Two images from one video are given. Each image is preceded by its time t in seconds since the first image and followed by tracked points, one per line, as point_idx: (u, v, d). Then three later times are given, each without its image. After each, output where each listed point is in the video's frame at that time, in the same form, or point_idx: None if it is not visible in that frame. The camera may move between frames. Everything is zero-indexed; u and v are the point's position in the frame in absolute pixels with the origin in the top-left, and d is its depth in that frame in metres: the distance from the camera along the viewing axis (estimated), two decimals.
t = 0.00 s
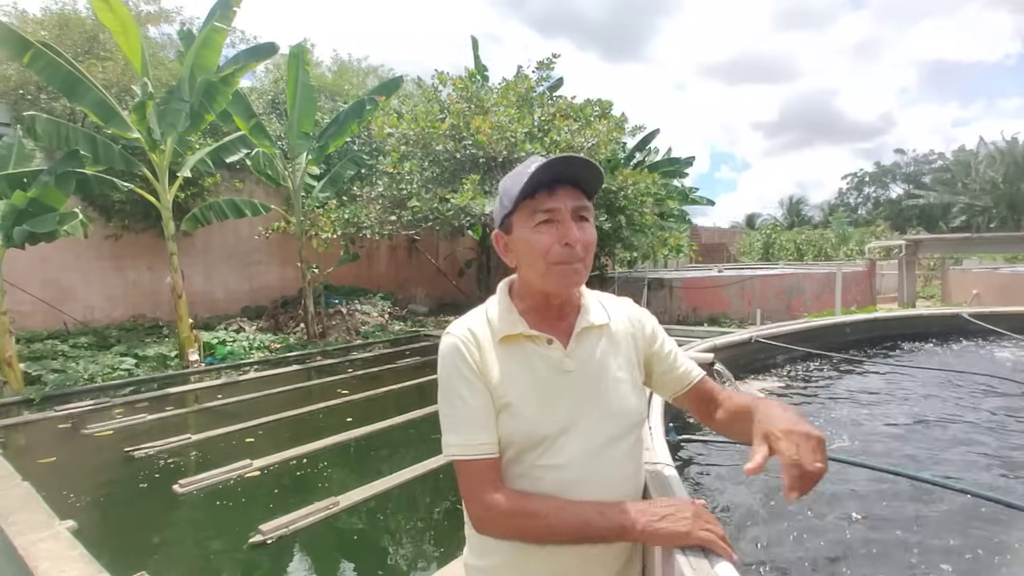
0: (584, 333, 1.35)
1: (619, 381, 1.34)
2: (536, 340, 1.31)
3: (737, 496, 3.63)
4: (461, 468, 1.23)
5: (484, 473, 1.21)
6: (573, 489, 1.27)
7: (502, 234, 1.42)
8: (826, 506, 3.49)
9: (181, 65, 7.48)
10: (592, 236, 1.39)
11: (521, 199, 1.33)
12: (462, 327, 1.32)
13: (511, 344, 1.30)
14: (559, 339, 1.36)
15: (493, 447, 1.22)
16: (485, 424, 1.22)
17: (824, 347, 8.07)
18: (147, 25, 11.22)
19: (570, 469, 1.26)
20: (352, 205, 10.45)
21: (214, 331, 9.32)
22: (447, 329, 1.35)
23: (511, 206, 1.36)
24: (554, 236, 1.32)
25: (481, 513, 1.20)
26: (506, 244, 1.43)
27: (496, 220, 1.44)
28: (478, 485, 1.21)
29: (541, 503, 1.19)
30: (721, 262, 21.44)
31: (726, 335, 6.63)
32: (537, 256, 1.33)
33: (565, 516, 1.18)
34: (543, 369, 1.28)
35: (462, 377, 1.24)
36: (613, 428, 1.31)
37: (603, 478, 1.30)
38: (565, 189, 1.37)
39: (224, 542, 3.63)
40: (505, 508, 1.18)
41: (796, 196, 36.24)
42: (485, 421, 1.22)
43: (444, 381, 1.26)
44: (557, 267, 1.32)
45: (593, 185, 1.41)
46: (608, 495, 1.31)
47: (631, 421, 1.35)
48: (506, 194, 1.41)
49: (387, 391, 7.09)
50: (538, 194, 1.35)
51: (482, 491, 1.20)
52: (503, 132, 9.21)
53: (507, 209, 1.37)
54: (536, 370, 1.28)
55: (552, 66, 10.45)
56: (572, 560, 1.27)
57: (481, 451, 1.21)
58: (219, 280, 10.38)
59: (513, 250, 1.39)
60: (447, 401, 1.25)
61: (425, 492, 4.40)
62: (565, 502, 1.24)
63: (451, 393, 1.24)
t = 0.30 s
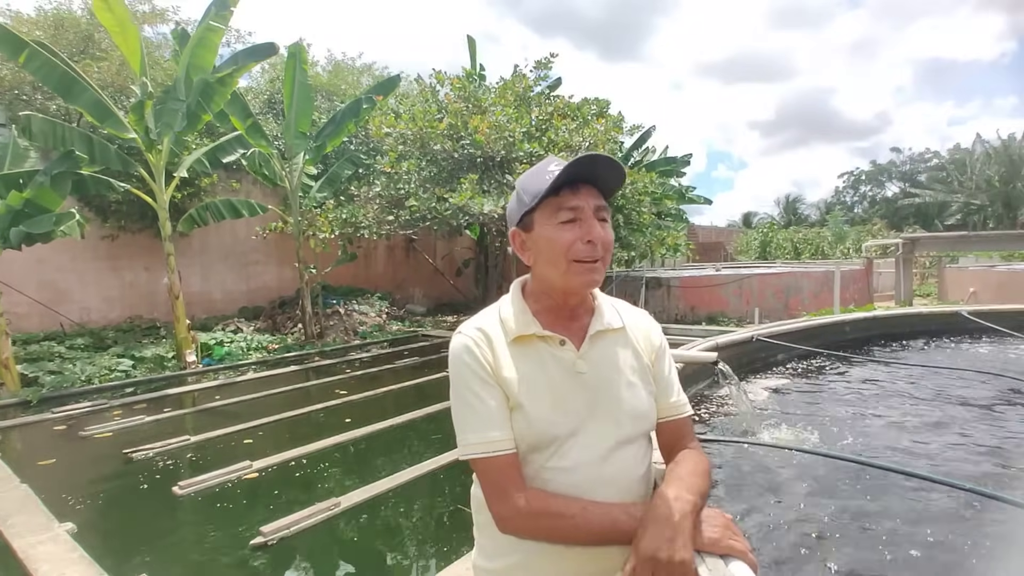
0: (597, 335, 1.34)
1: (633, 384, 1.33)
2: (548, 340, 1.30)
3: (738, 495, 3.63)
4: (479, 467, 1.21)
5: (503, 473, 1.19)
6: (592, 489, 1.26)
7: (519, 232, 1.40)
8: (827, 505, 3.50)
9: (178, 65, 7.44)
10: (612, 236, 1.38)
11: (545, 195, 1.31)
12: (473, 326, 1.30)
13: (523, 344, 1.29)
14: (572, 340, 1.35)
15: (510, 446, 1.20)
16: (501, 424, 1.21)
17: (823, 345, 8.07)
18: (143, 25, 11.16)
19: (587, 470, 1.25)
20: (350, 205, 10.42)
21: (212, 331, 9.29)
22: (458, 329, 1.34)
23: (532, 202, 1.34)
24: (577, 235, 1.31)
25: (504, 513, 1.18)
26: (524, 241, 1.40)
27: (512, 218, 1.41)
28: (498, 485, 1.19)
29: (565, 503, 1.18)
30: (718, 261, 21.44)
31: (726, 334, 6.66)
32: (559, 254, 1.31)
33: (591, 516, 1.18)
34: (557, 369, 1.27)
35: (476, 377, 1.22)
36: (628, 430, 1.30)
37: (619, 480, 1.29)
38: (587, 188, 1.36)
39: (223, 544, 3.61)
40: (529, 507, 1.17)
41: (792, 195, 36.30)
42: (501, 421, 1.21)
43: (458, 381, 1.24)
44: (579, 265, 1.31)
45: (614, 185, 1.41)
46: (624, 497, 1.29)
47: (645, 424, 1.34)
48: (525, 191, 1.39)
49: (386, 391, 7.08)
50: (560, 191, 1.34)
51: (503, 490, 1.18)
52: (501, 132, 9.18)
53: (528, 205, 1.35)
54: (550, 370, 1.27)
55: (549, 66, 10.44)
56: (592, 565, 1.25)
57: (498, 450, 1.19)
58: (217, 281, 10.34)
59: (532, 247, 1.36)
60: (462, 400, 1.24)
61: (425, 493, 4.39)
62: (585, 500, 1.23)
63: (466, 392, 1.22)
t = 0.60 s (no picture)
0: (605, 333, 1.34)
1: (640, 382, 1.33)
2: (556, 339, 1.29)
3: (741, 494, 3.63)
4: (487, 467, 1.21)
5: (511, 473, 1.19)
6: (599, 489, 1.25)
7: (533, 229, 1.36)
8: (830, 503, 3.50)
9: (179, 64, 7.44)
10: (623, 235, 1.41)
11: (569, 192, 1.30)
12: (482, 326, 1.30)
13: (532, 343, 1.28)
14: (580, 338, 1.35)
15: (518, 446, 1.20)
16: (510, 424, 1.21)
17: (824, 345, 8.07)
18: (144, 24, 11.17)
19: (593, 470, 1.25)
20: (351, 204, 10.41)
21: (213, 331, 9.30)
22: (465, 328, 1.33)
23: (551, 200, 1.32)
24: (597, 232, 1.32)
25: (512, 513, 1.18)
26: (536, 239, 1.37)
27: (524, 215, 1.38)
28: (507, 485, 1.19)
29: (572, 502, 1.18)
30: (719, 260, 21.40)
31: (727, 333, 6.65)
32: (579, 252, 1.31)
33: (598, 516, 1.17)
34: (565, 368, 1.27)
35: (485, 377, 1.22)
36: (634, 429, 1.30)
37: (626, 479, 1.28)
38: (602, 187, 1.38)
39: (227, 542, 3.61)
40: (537, 507, 1.17)
41: (793, 195, 36.22)
42: (510, 421, 1.21)
43: (466, 382, 1.24)
44: (598, 263, 1.32)
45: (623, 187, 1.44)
46: (630, 496, 1.29)
47: (652, 423, 1.33)
48: (539, 188, 1.37)
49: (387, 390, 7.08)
50: (579, 189, 1.34)
51: (511, 490, 1.18)
52: (502, 131, 9.19)
53: (547, 202, 1.32)
54: (558, 370, 1.26)
55: (550, 65, 10.44)
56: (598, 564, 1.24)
57: (506, 450, 1.19)
58: (218, 280, 10.35)
59: (549, 244, 1.34)
60: (471, 401, 1.23)
61: (428, 491, 4.40)
62: (591, 499, 1.23)
63: (475, 393, 1.22)
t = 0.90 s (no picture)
0: (601, 328, 1.34)
1: (636, 376, 1.33)
2: (552, 334, 1.29)
3: (742, 491, 3.63)
4: (482, 462, 1.21)
5: (506, 467, 1.19)
6: (593, 484, 1.25)
7: (532, 225, 1.36)
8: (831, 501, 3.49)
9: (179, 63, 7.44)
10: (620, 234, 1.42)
11: (569, 190, 1.30)
12: (477, 321, 1.30)
13: (527, 337, 1.28)
14: (575, 332, 1.35)
15: (514, 440, 1.20)
16: (505, 418, 1.21)
17: (825, 342, 8.06)
18: (144, 24, 11.18)
19: (588, 464, 1.25)
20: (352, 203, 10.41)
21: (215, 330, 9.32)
22: (461, 324, 1.33)
23: (552, 196, 1.32)
24: (597, 229, 1.32)
25: (507, 508, 1.19)
26: (535, 235, 1.36)
27: (523, 211, 1.37)
28: (501, 479, 1.19)
29: (565, 495, 1.18)
30: (721, 258, 21.36)
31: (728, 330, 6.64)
32: (578, 248, 1.31)
33: (593, 511, 1.17)
34: (561, 362, 1.27)
35: (480, 371, 1.22)
36: (630, 424, 1.30)
37: (621, 473, 1.28)
38: (600, 185, 1.38)
39: (229, 540, 3.62)
40: (534, 503, 1.17)
41: (795, 192, 36.11)
42: (505, 415, 1.21)
43: (462, 377, 1.24)
44: (598, 259, 1.32)
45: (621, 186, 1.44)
46: (625, 491, 1.29)
47: (648, 418, 1.33)
48: (538, 184, 1.36)
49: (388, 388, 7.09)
50: (578, 186, 1.34)
51: (505, 485, 1.19)
52: (503, 129, 9.19)
53: (547, 199, 1.32)
54: (554, 363, 1.26)
55: (551, 63, 10.42)
56: (592, 558, 1.24)
57: (502, 445, 1.19)
58: (219, 279, 10.37)
59: (548, 241, 1.33)
60: (467, 396, 1.23)
61: (429, 489, 4.40)
62: (584, 494, 1.23)
63: (471, 388, 1.22)
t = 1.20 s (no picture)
0: (589, 324, 1.35)
1: (625, 372, 1.33)
2: (540, 330, 1.30)
3: (741, 485, 3.64)
4: (471, 459, 1.22)
5: (495, 464, 1.20)
6: (583, 480, 1.26)
7: (521, 221, 1.36)
8: (830, 493, 3.50)
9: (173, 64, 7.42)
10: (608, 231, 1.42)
11: (558, 186, 1.31)
12: (466, 320, 1.31)
13: (515, 335, 1.29)
14: (564, 327, 1.35)
15: (502, 437, 1.21)
16: (494, 416, 1.21)
17: (825, 334, 8.07)
18: (139, 25, 11.16)
19: (577, 461, 1.26)
20: (350, 202, 10.40)
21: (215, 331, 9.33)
22: (450, 321, 1.34)
23: (541, 192, 1.32)
24: (586, 226, 1.32)
25: (497, 505, 1.19)
26: (524, 231, 1.37)
27: (512, 207, 1.37)
28: (490, 476, 1.20)
29: (553, 491, 1.19)
30: (721, 252, 21.34)
31: (726, 324, 6.66)
32: (567, 244, 1.31)
33: (581, 506, 1.18)
34: (550, 359, 1.27)
35: (468, 369, 1.23)
36: (619, 419, 1.30)
37: (610, 469, 1.29)
38: (590, 182, 1.38)
39: (230, 540, 3.64)
40: (523, 500, 1.17)
41: (794, 185, 36.05)
42: (494, 412, 1.22)
43: (450, 375, 1.24)
44: (586, 256, 1.33)
45: (610, 184, 1.45)
46: (615, 486, 1.30)
47: (637, 413, 1.34)
48: (528, 180, 1.36)
49: (388, 387, 7.11)
50: (568, 182, 1.34)
51: (494, 482, 1.19)
52: (500, 126, 9.17)
53: (536, 195, 1.32)
54: (542, 359, 1.27)
55: (547, 59, 10.39)
56: (582, 553, 1.25)
57: (491, 442, 1.20)
58: (218, 280, 10.37)
59: (536, 237, 1.34)
60: (456, 395, 1.24)
61: (429, 486, 4.42)
62: (574, 490, 1.23)
63: (459, 386, 1.23)
